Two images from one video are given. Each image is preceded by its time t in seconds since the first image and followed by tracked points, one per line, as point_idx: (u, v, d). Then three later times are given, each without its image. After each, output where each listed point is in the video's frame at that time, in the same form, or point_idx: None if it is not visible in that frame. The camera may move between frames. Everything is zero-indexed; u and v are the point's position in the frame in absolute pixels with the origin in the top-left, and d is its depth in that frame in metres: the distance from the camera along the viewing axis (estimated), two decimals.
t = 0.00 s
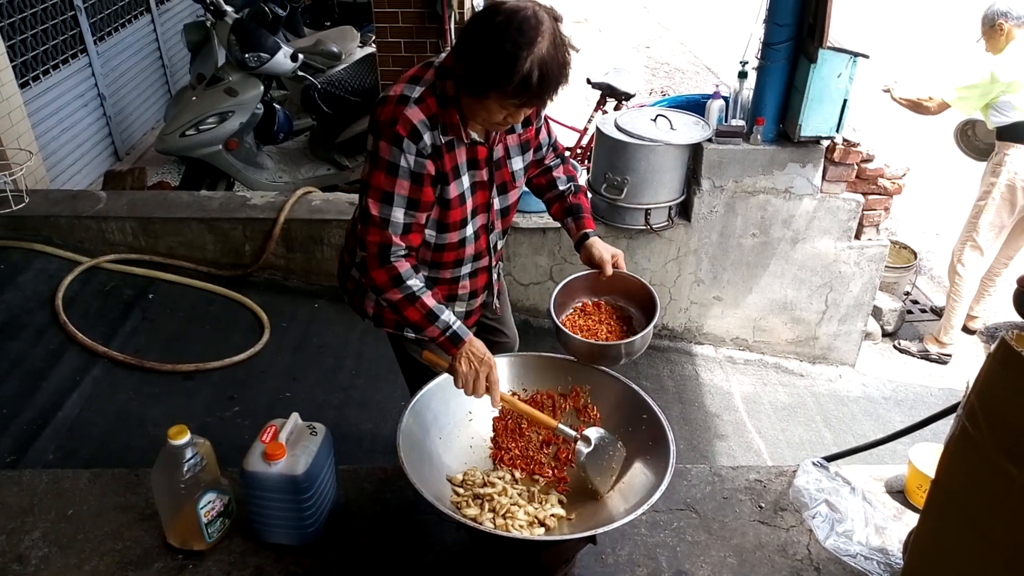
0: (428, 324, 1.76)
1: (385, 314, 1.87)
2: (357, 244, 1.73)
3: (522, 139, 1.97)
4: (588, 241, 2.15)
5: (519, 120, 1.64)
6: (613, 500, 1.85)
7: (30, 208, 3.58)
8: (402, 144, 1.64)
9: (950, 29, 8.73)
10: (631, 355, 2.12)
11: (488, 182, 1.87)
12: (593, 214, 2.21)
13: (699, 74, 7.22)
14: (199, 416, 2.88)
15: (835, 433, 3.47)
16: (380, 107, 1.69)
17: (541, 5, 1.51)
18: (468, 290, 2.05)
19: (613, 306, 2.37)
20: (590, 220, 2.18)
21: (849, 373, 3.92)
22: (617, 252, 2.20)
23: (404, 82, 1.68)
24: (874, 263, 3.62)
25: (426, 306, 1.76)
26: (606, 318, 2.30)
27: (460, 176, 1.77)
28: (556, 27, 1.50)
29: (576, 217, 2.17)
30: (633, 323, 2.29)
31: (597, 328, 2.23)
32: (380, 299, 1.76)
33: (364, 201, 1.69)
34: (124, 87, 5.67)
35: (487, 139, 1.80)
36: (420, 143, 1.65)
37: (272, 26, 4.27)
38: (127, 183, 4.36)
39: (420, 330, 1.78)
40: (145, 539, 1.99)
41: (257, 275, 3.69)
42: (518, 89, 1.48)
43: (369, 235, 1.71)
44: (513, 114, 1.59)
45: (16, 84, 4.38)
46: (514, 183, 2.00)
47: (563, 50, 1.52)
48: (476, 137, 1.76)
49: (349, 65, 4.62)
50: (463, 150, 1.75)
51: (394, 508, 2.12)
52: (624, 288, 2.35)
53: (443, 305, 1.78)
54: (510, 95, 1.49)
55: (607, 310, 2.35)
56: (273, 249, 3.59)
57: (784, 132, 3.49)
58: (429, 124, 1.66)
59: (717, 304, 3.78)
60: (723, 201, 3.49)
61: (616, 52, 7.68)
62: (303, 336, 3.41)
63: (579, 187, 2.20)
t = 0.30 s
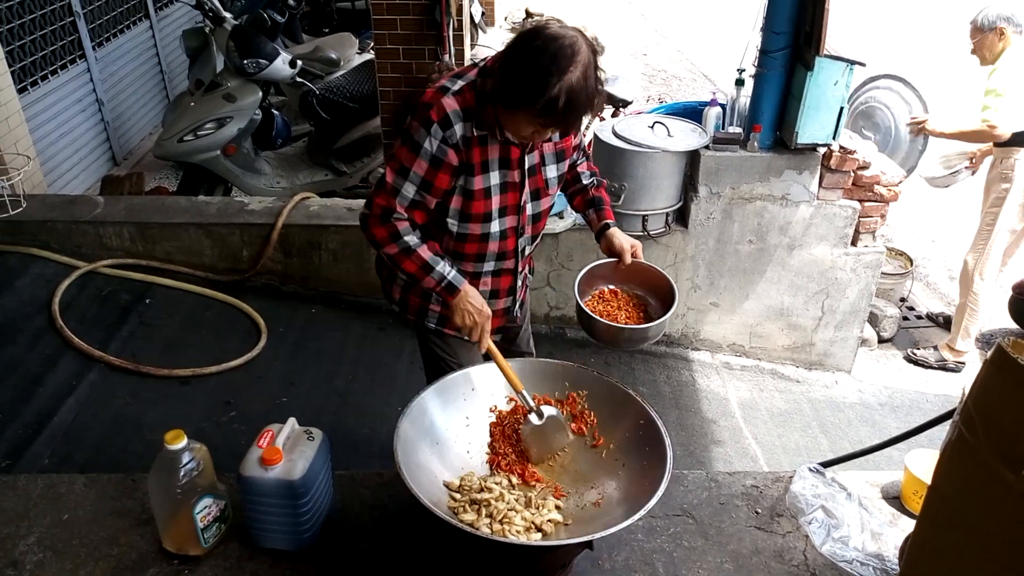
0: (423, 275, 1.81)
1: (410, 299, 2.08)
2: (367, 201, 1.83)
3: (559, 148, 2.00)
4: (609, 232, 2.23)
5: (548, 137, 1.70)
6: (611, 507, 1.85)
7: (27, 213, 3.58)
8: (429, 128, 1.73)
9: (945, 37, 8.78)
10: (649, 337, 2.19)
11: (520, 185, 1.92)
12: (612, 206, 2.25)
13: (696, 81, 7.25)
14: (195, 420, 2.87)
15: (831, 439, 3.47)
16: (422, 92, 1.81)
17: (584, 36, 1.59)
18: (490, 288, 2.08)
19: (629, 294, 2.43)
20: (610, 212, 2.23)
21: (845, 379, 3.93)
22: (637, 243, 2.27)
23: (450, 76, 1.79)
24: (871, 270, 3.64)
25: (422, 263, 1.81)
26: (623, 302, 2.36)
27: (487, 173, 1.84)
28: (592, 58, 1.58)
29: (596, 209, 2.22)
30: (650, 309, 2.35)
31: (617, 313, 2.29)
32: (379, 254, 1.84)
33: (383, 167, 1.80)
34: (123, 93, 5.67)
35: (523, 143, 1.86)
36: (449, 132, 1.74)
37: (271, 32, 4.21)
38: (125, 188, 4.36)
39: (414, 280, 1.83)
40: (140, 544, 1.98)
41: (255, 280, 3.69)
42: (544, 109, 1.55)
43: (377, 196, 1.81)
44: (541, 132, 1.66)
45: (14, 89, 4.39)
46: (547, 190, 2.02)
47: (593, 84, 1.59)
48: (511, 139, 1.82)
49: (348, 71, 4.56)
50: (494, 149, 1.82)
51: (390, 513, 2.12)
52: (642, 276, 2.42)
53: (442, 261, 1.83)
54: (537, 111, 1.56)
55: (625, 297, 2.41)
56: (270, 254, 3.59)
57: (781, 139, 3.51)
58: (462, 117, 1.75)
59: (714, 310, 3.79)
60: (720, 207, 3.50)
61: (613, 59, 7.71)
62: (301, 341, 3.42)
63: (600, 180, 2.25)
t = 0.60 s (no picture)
0: (464, 282, 1.90)
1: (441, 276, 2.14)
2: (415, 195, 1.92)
3: (590, 131, 2.12)
4: (625, 220, 2.34)
5: (578, 114, 1.80)
6: (607, 503, 1.85)
7: (21, 210, 3.57)
8: (473, 115, 1.83)
9: (941, 34, 8.80)
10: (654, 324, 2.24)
11: (553, 166, 2.02)
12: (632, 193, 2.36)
13: (692, 78, 7.26)
14: (191, 417, 2.87)
15: (827, 435, 3.48)
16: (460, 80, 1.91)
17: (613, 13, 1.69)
18: (519, 263, 2.20)
19: (640, 278, 2.52)
20: (630, 199, 2.34)
21: (841, 376, 3.94)
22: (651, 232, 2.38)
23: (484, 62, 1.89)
24: (867, 267, 3.65)
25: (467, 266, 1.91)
26: (631, 288, 2.46)
27: (524, 156, 1.94)
28: (621, 35, 1.68)
29: (617, 194, 2.33)
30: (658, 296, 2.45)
31: (627, 299, 2.38)
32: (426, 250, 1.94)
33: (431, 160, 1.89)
34: (117, 89, 5.65)
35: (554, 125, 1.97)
36: (489, 116, 1.83)
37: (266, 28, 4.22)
38: (120, 185, 4.34)
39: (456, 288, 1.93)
40: (136, 542, 1.98)
41: (251, 277, 3.68)
42: (573, 80, 1.65)
43: (432, 192, 1.90)
44: (572, 108, 1.76)
45: (8, 85, 4.37)
46: (578, 173, 2.14)
47: (622, 56, 1.68)
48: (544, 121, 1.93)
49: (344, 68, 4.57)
50: (529, 131, 1.92)
51: (387, 510, 2.12)
52: (653, 263, 2.50)
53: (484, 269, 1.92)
54: (568, 84, 1.66)
55: (636, 281, 2.50)
56: (267, 251, 3.58)
57: (777, 136, 3.51)
58: (500, 101, 1.84)
59: (711, 307, 3.80)
60: (716, 205, 3.50)
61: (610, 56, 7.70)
62: (297, 338, 3.41)
63: (624, 166, 2.36)
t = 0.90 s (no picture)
0: (445, 238, 1.95)
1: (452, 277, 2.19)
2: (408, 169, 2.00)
3: (601, 142, 2.13)
4: (630, 229, 2.32)
5: (585, 121, 1.83)
6: (605, 517, 1.85)
7: (17, 224, 3.57)
8: (474, 109, 1.89)
9: (934, 43, 8.86)
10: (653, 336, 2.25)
11: (560, 172, 2.04)
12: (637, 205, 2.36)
13: (686, 88, 7.28)
14: (187, 432, 2.86)
15: (824, 445, 3.48)
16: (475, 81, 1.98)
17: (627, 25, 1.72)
18: (530, 272, 2.21)
19: (639, 288, 2.55)
20: (634, 209, 2.34)
21: (838, 386, 3.94)
22: (653, 243, 2.35)
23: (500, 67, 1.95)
24: (862, 276, 3.66)
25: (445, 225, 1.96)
26: (630, 295, 2.49)
27: (530, 158, 1.97)
28: (631, 44, 1.70)
29: (621, 204, 2.34)
30: (656, 306, 2.47)
31: (625, 307, 2.41)
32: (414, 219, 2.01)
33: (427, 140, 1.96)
34: (113, 102, 5.66)
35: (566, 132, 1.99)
36: (493, 113, 1.89)
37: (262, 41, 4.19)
38: (115, 199, 4.34)
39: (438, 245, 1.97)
40: (132, 558, 1.96)
41: (247, 289, 3.67)
42: (579, 84, 1.67)
43: (416, 164, 1.98)
44: (578, 114, 1.79)
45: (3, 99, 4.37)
46: (586, 181, 2.15)
47: (631, 65, 1.70)
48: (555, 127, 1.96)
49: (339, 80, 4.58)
50: (538, 136, 1.95)
51: (385, 525, 2.11)
52: (652, 274, 2.53)
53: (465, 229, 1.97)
54: (575, 88, 1.69)
55: (635, 291, 2.53)
56: (263, 264, 3.58)
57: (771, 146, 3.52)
58: (507, 101, 1.89)
59: (707, 317, 3.80)
60: (711, 215, 3.51)
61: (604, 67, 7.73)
62: (294, 351, 3.41)
63: (629, 176, 2.37)
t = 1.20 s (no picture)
0: (477, 260, 1.94)
1: (455, 272, 2.18)
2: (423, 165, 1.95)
3: (606, 143, 2.12)
4: (631, 242, 2.30)
5: (587, 117, 1.82)
6: (609, 517, 1.84)
7: (20, 231, 3.57)
8: (485, 101, 1.87)
9: (935, 40, 8.84)
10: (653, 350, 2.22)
11: (562, 170, 2.03)
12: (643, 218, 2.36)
13: (686, 88, 7.28)
14: (191, 436, 2.86)
15: (829, 443, 3.47)
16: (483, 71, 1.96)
17: (629, 19, 1.72)
18: (530, 270, 2.22)
19: (641, 301, 2.50)
20: (638, 223, 2.33)
21: (842, 383, 3.93)
22: (656, 257, 2.31)
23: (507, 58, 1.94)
24: (865, 273, 3.66)
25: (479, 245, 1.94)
26: (630, 309, 2.45)
27: (535, 154, 1.97)
28: (631, 37, 1.70)
29: (626, 216, 2.34)
30: (657, 319, 2.42)
31: (621, 322, 2.37)
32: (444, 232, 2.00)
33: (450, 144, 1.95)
34: (114, 109, 5.67)
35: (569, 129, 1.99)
36: (502, 105, 1.87)
37: (263, 46, 4.22)
38: (117, 205, 4.35)
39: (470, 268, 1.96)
40: (137, 563, 1.97)
41: (249, 293, 3.68)
42: (580, 77, 1.67)
43: (447, 178, 1.97)
44: (579, 109, 1.78)
45: (5, 107, 4.39)
46: (588, 182, 2.15)
47: (631, 60, 1.70)
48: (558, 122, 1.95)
49: (339, 83, 4.57)
50: (543, 130, 1.94)
51: (390, 527, 2.10)
52: (654, 287, 2.48)
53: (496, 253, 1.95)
54: (575, 83, 1.68)
55: (637, 304, 2.48)
56: (265, 268, 3.58)
57: (772, 145, 3.52)
58: (514, 93, 1.88)
59: (710, 316, 3.79)
60: (712, 214, 3.51)
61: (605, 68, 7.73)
62: (296, 354, 3.41)
63: (638, 190, 2.35)
